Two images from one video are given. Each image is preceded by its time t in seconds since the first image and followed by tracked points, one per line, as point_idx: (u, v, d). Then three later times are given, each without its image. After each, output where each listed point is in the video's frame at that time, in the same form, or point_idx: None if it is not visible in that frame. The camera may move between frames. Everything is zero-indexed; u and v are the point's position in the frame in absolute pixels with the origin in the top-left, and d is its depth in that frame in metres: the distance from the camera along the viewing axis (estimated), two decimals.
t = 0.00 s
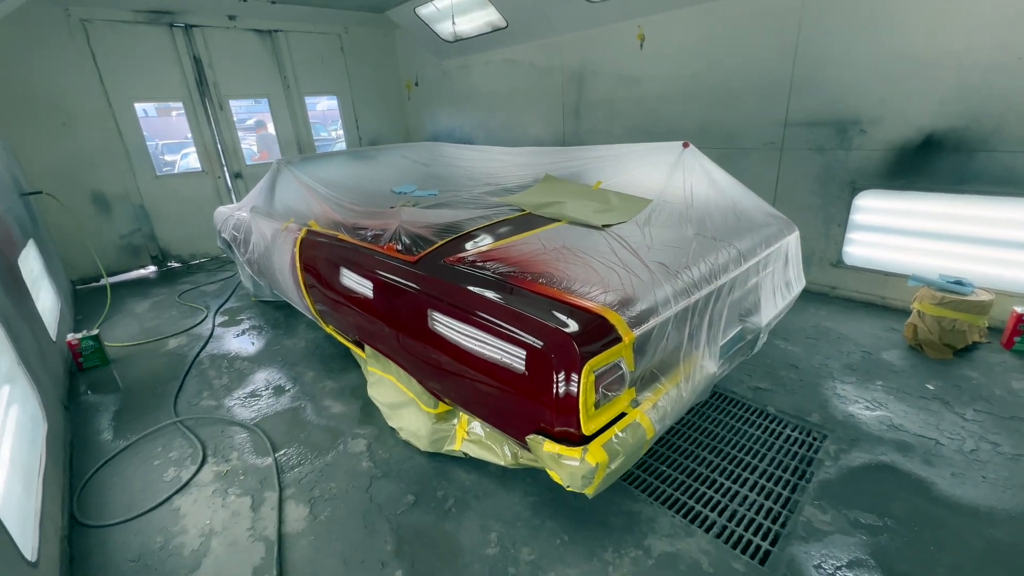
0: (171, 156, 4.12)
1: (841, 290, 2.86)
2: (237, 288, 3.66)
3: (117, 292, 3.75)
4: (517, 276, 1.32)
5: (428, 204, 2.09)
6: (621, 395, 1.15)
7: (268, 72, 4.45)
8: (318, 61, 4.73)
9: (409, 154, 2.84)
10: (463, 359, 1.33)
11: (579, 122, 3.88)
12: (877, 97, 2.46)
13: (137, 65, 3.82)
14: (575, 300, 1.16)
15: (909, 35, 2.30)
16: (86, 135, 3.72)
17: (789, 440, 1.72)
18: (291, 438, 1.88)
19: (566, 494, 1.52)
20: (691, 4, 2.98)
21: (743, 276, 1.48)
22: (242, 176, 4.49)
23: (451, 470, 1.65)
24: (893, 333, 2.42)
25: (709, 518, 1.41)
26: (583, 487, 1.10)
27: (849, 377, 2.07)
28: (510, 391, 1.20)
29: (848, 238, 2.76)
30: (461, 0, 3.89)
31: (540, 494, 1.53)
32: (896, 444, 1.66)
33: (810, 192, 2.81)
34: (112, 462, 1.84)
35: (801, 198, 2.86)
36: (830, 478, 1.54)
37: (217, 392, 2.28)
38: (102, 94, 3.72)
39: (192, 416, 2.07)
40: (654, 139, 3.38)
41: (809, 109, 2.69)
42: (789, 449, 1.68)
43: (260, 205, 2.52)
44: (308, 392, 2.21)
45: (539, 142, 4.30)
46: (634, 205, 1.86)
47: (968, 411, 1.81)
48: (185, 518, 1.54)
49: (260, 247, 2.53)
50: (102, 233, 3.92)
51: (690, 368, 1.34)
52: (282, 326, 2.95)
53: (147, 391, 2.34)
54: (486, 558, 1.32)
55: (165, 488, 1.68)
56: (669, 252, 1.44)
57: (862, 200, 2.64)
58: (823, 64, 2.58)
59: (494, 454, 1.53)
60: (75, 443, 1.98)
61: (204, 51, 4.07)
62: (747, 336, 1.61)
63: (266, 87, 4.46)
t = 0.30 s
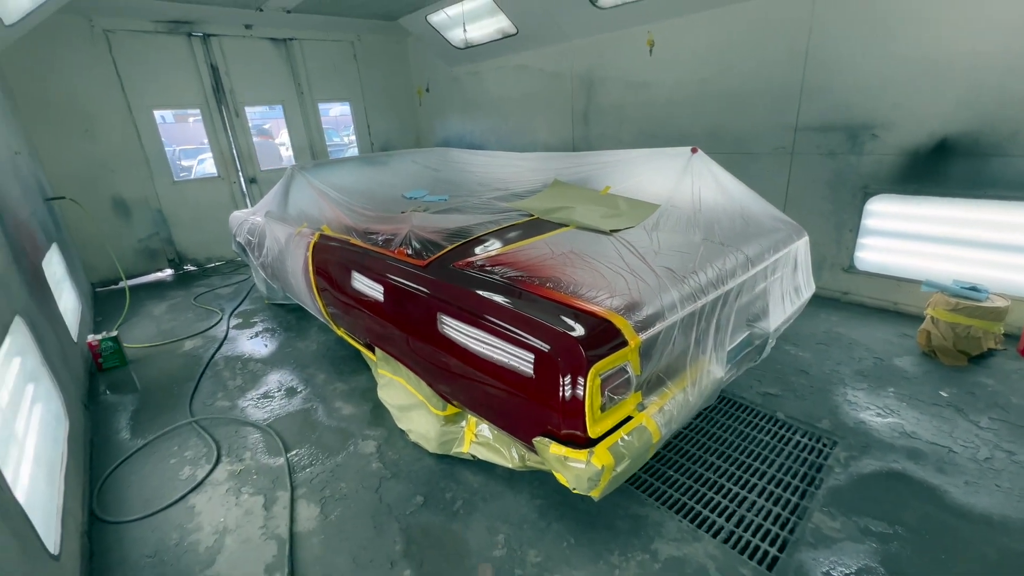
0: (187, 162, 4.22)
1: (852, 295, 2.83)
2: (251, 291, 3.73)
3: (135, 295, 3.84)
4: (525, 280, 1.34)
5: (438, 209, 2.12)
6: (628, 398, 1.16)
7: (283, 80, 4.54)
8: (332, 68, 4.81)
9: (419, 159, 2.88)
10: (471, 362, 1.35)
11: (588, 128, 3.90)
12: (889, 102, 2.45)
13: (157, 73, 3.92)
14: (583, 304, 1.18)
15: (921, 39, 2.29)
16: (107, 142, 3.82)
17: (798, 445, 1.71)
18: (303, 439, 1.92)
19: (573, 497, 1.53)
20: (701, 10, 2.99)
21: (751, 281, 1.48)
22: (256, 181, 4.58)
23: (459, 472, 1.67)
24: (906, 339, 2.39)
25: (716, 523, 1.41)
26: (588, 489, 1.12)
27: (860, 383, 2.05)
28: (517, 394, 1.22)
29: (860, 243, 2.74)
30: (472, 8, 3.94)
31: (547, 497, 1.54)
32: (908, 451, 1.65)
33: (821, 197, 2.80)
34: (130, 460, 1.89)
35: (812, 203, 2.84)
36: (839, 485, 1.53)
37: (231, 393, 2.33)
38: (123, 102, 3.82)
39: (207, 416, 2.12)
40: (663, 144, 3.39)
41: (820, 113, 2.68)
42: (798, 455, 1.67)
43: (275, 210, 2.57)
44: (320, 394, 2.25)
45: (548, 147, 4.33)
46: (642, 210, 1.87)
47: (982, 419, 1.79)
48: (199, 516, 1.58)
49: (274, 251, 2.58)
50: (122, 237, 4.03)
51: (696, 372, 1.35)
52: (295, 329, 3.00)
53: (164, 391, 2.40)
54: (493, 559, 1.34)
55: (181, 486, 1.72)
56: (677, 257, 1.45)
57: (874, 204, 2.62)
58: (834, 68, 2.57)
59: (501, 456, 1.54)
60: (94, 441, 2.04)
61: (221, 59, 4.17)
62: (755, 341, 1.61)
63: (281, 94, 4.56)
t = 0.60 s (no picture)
0: (199, 167, 4.29)
1: (861, 301, 2.82)
2: (260, 296, 3.77)
3: (147, 299, 3.90)
4: (532, 287, 1.36)
5: (446, 216, 2.14)
6: (634, 404, 1.17)
7: (293, 87, 4.60)
8: (340, 75, 4.88)
9: (427, 166, 2.91)
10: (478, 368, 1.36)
11: (595, 134, 3.92)
12: (896, 108, 2.45)
13: (170, 82, 4.00)
14: (589, 311, 1.19)
15: (928, 46, 2.29)
16: (121, 149, 3.90)
17: (806, 452, 1.71)
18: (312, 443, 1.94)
19: (580, 502, 1.54)
20: (707, 16, 3.00)
21: (757, 287, 1.49)
22: (266, 187, 4.64)
23: (466, 477, 1.68)
24: (915, 345, 2.38)
25: (723, 530, 1.41)
26: (595, 494, 1.13)
27: (868, 390, 2.04)
28: (524, 400, 1.23)
29: (868, 249, 2.73)
30: (479, 16, 3.98)
31: (554, 502, 1.55)
32: (916, 459, 1.64)
33: (828, 203, 2.79)
34: (143, 463, 1.92)
35: (819, 209, 2.84)
36: (847, 492, 1.53)
37: (241, 397, 2.36)
38: (137, 110, 3.90)
39: (218, 420, 2.14)
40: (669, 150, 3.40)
41: (826, 119, 2.68)
42: (805, 462, 1.66)
43: (285, 217, 2.61)
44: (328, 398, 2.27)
45: (555, 153, 4.35)
46: (648, 217, 1.88)
47: (992, 427, 1.77)
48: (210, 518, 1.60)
49: (283, 257, 2.62)
50: (134, 242, 4.09)
51: (703, 379, 1.36)
52: (303, 334, 3.03)
53: (176, 395, 2.43)
54: (501, 564, 1.35)
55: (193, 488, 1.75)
56: (683, 264, 1.46)
57: (882, 210, 2.61)
58: (840, 74, 2.58)
59: (509, 461, 1.46)
60: (108, 444, 2.07)
61: (233, 67, 4.24)
62: (762, 347, 1.62)
63: (290, 101, 4.62)
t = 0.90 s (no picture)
0: (193, 169, 4.27)
1: (853, 303, 2.84)
2: (254, 298, 3.75)
3: (139, 301, 3.87)
4: (525, 289, 1.35)
5: (439, 218, 2.14)
6: (626, 407, 1.17)
7: (287, 89, 4.59)
8: (335, 77, 4.87)
9: (421, 168, 2.90)
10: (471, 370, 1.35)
11: (590, 137, 3.93)
12: (887, 112, 2.47)
13: (163, 83, 3.98)
14: (581, 314, 1.19)
15: (918, 50, 2.31)
16: (114, 150, 3.87)
17: (798, 455, 1.71)
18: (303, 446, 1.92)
19: (572, 505, 1.53)
20: (701, 20, 3.02)
21: (749, 290, 1.49)
22: (260, 189, 4.62)
23: (459, 480, 1.67)
24: (906, 348, 2.39)
25: (715, 533, 1.41)
26: (586, 497, 1.12)
27: (860, 392, 2.05)
28: (516, 403, 1.23)
29: (860, 251, 2.75)
30: (474, 19, 3.99)
31: (547, 505, 1.54)
32: (907, 460, 1.65)
33: (821, 206, 2.81)
34: (133, 467, 1.90)
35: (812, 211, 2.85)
36: (839, 494, 1.53)
37: (232, 400, 2.34)
38: (130, 111, 3.88)
39: (209, 423, 2.12)
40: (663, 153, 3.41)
41: (818, 123, 2.70)
42: (797, 464, 1.67)
43: (278, 219, 2.60)
44: (321, 401, 2.26)
45: (550, 155, 4.36)
46: (641, 219, 1.89)
47: (983, 429, 1.78)
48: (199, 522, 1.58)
49: (276, 259, 2.61)
50: (126, 244, 4.06)
51: (695, 381, 1.37)
52: (296, 336, 3.02)
53: (166, 398, 2.41)
54: (492, 567, 1.34)
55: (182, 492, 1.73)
56: (675, 266, 1.46)
57: (874, 213, 2.63)
58: (832, 78, 2.60)
59: (501, 465, 1.45)
60: (97, 447, 2.05)
61: (227, 69, 4.23)
62: (754, 350, 1.62)
63: (285, 103, 4.61)
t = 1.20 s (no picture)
0: (195, 170, 4.28)
1: (856, 304, 2.83)
2: (256, 298, 3.76)
3: (141, 301, 3.87)
4: (527, 289, 1.35)
5: (441, 218, 2.14)
6: (628, 407, 1.17)
7: (289, 89, 4.60)
8: (338, 78, 4.88)
9: (423, 168, 2.90)
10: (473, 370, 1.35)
11: (591, 137, 3.93)
12: (890, 112, 2.46)
13: (166, 83, 3.99)
14: (584, 313, 1.19)
15: (921, 50, 2.31)
16: (117, 150, 3.89)
17: (801, 455, 1.71)
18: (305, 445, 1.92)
19: (575, 506, 1.53)
20: (703, 21, 3.02)
21: (751, 290, 1.49)
22: (262, 189, 4.63)
23: (461, 480, 1.67)
24: (909, 349, 2.38)
25: (718, 533, 1.40)
26: (588, 497, 1.12)
27: (863, 393, 2.04)
28: (518, 403, 1.23)
29: (863, 252, 2.74)
30: (476, 19, 3.99)
31: (549, 506, 1.54)
32: (910, 462, 1.64)
33: (823, 206, 2.80)
34: (135, 466, 1.90)
35: (815, 212, 2.85)
36: (842, 495, 1.52)
37: (234, 400, 2.34)
38: (133, 111, 3.89)
39: (211, 423, 2.13)
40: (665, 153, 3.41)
41: (821, 123, 2.70)
42: (800, 465, 1.66)
43: (280, 219, 2.61)
44: (323, 401, 2.26)
45: (552, 156, 4.36)
46: (643, 219, 1.88)
47: (987, 430, 1.78)
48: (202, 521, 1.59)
49: (278, 259, 2.61)
50: (129, 244, 4.07)
51: (698, 381, 1.37)
52: (298, 336, 3.02)
53: (169, 397, 2.41)
54: (494, 568, 1.34)
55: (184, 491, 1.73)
56: (677, 266, 1.46)
57: (877, 214, 2.62)
58: (835, 79, 2.59)
59: (503, 465, 1.45)
60: (100, 446, 2.06)
61: (230, 69, 4.24)
62: (756, 350, 1.62)
63: (288, 103, 4.62)
